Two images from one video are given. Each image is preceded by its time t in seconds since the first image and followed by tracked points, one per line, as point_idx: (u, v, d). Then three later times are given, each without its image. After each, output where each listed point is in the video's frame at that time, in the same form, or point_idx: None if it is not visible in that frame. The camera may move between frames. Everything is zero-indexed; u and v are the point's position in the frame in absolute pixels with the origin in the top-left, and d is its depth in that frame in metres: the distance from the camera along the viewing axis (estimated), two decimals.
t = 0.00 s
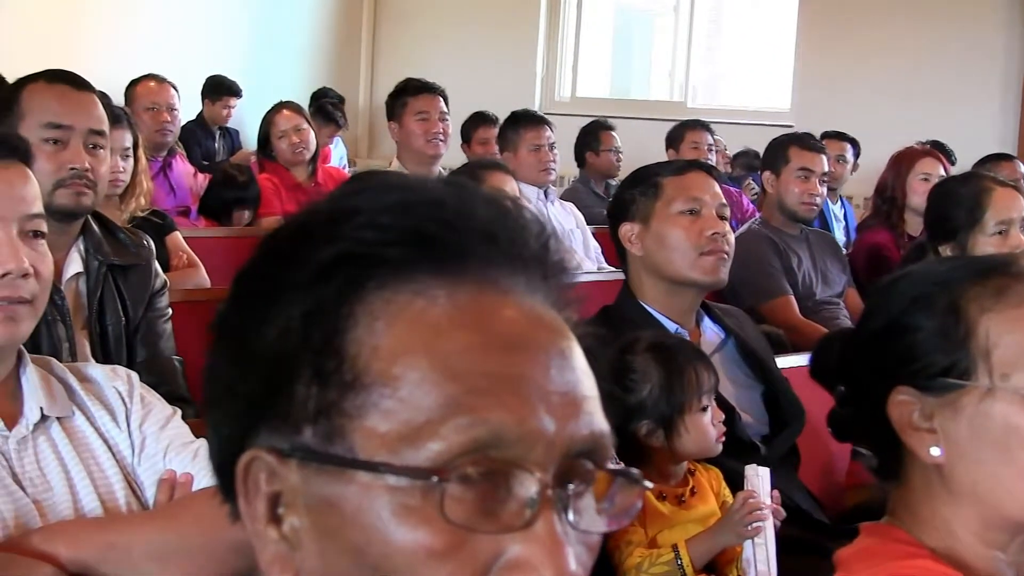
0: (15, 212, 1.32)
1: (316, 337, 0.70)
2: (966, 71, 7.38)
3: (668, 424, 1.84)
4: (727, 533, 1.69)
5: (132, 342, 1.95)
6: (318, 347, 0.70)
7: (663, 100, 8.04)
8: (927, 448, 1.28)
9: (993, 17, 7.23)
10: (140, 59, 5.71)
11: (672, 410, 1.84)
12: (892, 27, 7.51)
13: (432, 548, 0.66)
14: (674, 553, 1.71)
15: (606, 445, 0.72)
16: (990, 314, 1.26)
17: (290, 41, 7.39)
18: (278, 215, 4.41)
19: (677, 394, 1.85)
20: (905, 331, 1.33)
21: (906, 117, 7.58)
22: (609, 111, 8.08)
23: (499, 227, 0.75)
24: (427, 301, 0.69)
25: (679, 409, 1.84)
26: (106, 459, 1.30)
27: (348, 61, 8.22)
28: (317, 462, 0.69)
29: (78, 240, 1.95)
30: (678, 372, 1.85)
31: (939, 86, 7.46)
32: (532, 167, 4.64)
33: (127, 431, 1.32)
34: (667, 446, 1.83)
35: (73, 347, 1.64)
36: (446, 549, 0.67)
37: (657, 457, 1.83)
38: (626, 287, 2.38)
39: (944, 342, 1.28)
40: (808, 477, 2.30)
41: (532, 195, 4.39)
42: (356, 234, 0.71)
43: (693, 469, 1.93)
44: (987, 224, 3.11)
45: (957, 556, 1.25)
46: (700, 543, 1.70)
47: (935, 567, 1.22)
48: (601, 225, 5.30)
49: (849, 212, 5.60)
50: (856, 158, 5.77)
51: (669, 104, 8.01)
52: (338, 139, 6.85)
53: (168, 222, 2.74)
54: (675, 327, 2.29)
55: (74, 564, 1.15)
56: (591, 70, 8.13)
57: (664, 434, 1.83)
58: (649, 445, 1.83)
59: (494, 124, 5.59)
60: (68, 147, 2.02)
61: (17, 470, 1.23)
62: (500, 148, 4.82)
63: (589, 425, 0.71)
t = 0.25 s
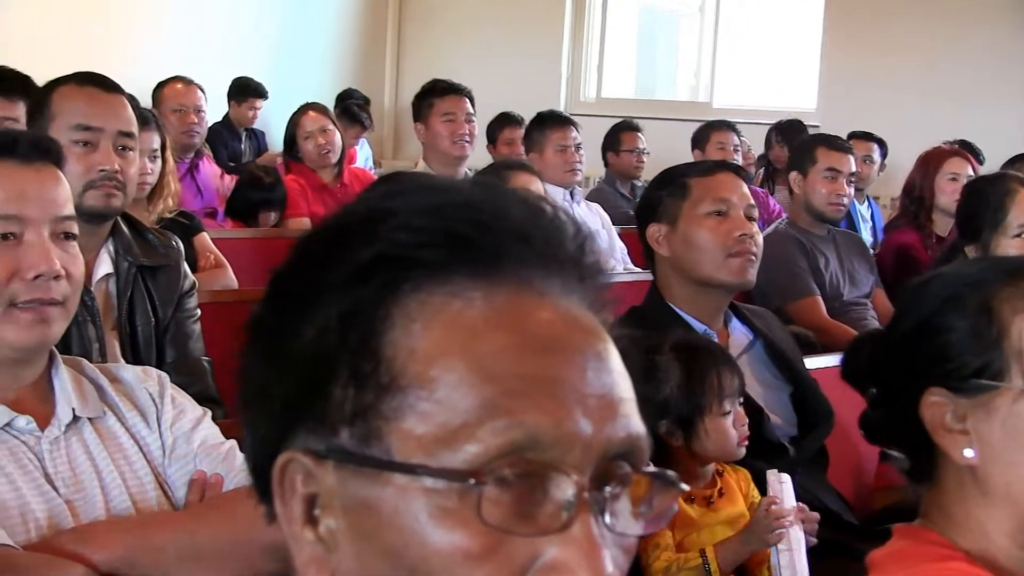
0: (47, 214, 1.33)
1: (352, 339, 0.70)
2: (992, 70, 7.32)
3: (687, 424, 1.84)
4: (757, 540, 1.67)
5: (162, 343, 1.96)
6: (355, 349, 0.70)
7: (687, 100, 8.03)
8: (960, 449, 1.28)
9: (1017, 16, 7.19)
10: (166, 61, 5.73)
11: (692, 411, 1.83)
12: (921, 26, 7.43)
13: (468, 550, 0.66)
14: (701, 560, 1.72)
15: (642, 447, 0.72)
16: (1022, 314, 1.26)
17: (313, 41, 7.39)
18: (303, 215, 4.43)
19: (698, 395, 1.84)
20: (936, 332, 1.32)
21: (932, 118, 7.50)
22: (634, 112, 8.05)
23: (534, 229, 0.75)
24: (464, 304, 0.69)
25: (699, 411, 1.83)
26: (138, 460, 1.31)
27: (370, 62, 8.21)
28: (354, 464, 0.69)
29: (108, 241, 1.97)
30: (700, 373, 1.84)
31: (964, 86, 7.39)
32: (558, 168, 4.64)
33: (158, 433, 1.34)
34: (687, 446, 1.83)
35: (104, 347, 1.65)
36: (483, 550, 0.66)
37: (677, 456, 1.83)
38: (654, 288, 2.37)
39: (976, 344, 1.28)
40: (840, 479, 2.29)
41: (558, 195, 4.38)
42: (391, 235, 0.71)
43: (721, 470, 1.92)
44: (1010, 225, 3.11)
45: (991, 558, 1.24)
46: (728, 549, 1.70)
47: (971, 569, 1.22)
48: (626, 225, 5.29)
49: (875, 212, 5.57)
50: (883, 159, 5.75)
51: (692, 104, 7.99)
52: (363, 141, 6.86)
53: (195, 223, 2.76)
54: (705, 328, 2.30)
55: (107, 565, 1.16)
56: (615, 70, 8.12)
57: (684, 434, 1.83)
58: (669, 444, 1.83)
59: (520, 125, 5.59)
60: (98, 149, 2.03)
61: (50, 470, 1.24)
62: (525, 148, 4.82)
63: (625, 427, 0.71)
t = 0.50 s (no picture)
0: (72, 216, 1.33)
1: (380, 340, 0.70)
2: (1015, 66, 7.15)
3: (697, 423, 1.84)
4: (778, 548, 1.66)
5: (186, 344, 1.97)
6: (383, 351, 0.70)
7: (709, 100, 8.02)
8: (982, 452, 1.27)
9: None
10: (189, 62, 5.75)
11: (703, 411, 1.84)
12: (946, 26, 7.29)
13: (497, 552, 0.66)
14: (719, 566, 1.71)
15: (671, 449, 0.72)
16: None
17: (335, 43, 7.42)
18: (324, 215, 4.45)
19: (710, 396, 1.84)
20: (958, 333, 1.32)
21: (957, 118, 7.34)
22: (655, 113, 8.06)
23: (563, 229, 0.75)
24: (492, 305, 0.69)
25: (708, 411, 1.84)
26: (163, 461, 1.33)
27: (392, 63, 8.24)
28: (382, 465, 0.69)
29: (132, 242, 1.98)
30: (712, 374, 1.84)
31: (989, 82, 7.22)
32: (580, 169, 4.64)
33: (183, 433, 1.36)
34: (696, 444, 1.83)
35: (127, 348, 1.66)
36: (512, 552, 0.66)
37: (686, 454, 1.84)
38: (676, 288, 2.37)
39: (998, 344, 1.27)
40: (862, 477, 2.29)
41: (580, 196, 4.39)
42: (420, 236, 0.71)
43: (744, 470, 1.89)
44: None
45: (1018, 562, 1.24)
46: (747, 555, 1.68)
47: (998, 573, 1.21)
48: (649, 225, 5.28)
49: (899, 213, 5.55)
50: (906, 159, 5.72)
51: (713, 104, 7.99)
52: (385, 142, 6.89)
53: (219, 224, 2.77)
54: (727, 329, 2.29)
55: (132, 563, 1.17)
56: (636, 71, 8.13)
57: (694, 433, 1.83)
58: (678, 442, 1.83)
59: (541, 126, 5.58)
60: (123, 151, 2.04)
61: (75, 470, 1.26)
62: (548, 148, 4.83)
63: (654, 429, 0.71)
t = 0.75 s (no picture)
0: (101, 217, 1.34)
1: (415, 341, 0.70)
2: None
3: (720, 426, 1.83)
4: (796, 551, 1.69)
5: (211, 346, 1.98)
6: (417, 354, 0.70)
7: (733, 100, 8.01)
8: (1011, 456, 1.28)
9: None
10: (212, 64, 5.76)
11: (726, 414, 1.83)
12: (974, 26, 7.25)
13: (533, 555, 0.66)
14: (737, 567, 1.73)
15: (705, 452, 0.72)
16: None
17: (358, 43, 7.42)
18: (348, 216, 4.46)
19: (733, 400, 1.83)
20: (987, 337, 1.30)
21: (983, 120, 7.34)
22: (678, 113, 8.04)
23: (597, 230, 0.75)
24: (527, 307, 0.69)
25: (731, 416, 1.83)
26: (191, 461, 1.34)
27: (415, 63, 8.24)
28: (418, 468, 0.69)
29: (158, 243, 1.98)
30: (735, 377, 1.84)
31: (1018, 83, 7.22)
32: (603, 169, 4.64)
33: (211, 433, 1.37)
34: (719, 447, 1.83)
35: (154, 348, 1.67)
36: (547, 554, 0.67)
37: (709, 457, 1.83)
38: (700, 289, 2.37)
39: None
40: (888, 478, 2.28)
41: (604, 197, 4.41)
42: (455, 238, 0.71)
43: (770, 474, 1.87)
44: None
45: None
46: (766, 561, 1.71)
47: None
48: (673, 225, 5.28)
49: (924, 213, 5.54)
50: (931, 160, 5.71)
51: (737, 104, 7.97)
52: (408, 142, 6.89)
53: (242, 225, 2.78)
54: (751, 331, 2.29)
55: (161, 562, 1.18)
56: (660, 70, 8.12)
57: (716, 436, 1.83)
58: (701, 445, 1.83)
59: (565, 127, 5.58)
60: (149, 152, 2.05)
61: (105, 470, 1.27)
62: (571, 149, 4.83)
63: (689, 432, 0.71)
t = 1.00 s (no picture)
0: (130, 218, 1.34)
1: (452, 344, 0.70)
2: None
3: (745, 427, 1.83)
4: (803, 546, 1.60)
5: (235, 346, 1.99)
6: (453, 356, 0.70)
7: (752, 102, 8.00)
8: None
9: None
10: (230, 66, 5.77)
11: (751, 416, 1.82)
12: (1000, 25, 7.13)
13: (569, 556, 0.66)
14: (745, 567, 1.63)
15: (741, 454, 0.72)
16: None
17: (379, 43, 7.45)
18: (371, 217, 4.47)
19: (759, 402, 1.82)
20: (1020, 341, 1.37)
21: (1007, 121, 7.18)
22: (699, 114, 8.03)
23: (633, 232, 0.75)
24: (563, 309, 0.69)
25: (756, 417, 1.83)
26: (218, 461, 1.35)
27: (436, 63, 8.27)
28: (454, 469, 0.69)
29: (184, 243, 1.99)
30: (764, 380, 1.82)
31: None
32: (625, 170, 4.63)
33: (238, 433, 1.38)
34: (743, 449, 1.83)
35: (180, 349, 1.67)
36: (583, 555, 0.66)
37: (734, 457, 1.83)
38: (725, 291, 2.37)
39: None
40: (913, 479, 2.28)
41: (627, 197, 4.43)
42: (491, 239, 0.71)
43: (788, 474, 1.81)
44: None
45: None
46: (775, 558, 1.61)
47: None
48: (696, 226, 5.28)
49: (948, 215, 5.51)
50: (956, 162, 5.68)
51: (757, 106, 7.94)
52: (429, 143, 6.90)
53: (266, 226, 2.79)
54: (775, 332, 2.28)
55: (189, 560, 1.18)
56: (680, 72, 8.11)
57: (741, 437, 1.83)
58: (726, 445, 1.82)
59: (587, 128, 5.57)
60: (175, 154, 2.05)
61: (133, 468, 1.27)
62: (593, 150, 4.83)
63: (725, 434, 0.71)
